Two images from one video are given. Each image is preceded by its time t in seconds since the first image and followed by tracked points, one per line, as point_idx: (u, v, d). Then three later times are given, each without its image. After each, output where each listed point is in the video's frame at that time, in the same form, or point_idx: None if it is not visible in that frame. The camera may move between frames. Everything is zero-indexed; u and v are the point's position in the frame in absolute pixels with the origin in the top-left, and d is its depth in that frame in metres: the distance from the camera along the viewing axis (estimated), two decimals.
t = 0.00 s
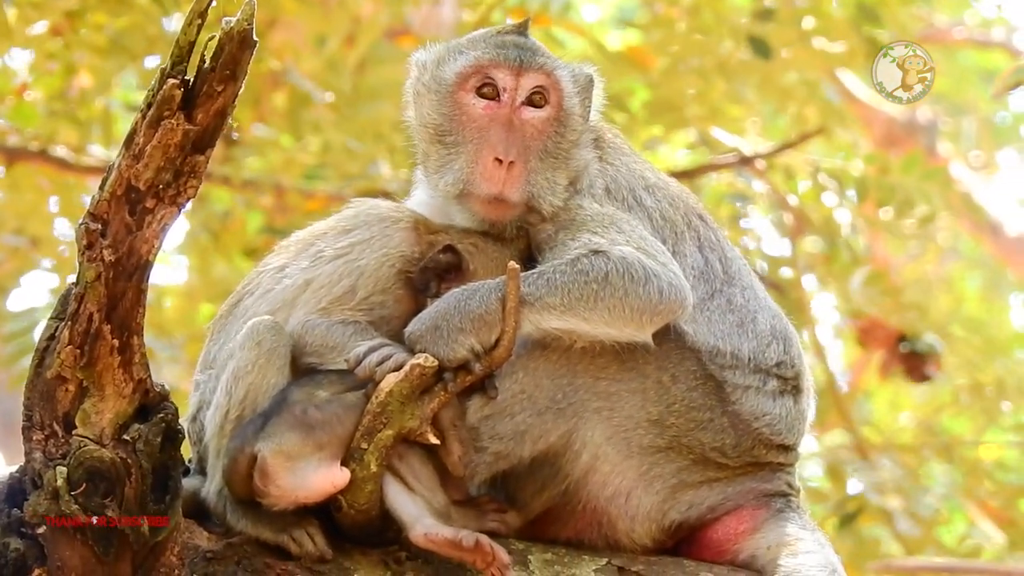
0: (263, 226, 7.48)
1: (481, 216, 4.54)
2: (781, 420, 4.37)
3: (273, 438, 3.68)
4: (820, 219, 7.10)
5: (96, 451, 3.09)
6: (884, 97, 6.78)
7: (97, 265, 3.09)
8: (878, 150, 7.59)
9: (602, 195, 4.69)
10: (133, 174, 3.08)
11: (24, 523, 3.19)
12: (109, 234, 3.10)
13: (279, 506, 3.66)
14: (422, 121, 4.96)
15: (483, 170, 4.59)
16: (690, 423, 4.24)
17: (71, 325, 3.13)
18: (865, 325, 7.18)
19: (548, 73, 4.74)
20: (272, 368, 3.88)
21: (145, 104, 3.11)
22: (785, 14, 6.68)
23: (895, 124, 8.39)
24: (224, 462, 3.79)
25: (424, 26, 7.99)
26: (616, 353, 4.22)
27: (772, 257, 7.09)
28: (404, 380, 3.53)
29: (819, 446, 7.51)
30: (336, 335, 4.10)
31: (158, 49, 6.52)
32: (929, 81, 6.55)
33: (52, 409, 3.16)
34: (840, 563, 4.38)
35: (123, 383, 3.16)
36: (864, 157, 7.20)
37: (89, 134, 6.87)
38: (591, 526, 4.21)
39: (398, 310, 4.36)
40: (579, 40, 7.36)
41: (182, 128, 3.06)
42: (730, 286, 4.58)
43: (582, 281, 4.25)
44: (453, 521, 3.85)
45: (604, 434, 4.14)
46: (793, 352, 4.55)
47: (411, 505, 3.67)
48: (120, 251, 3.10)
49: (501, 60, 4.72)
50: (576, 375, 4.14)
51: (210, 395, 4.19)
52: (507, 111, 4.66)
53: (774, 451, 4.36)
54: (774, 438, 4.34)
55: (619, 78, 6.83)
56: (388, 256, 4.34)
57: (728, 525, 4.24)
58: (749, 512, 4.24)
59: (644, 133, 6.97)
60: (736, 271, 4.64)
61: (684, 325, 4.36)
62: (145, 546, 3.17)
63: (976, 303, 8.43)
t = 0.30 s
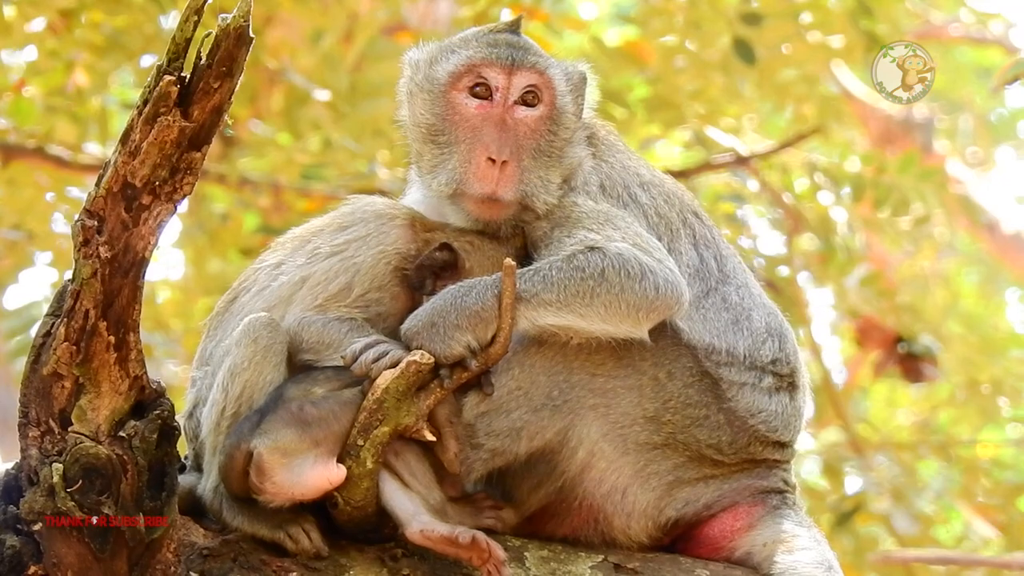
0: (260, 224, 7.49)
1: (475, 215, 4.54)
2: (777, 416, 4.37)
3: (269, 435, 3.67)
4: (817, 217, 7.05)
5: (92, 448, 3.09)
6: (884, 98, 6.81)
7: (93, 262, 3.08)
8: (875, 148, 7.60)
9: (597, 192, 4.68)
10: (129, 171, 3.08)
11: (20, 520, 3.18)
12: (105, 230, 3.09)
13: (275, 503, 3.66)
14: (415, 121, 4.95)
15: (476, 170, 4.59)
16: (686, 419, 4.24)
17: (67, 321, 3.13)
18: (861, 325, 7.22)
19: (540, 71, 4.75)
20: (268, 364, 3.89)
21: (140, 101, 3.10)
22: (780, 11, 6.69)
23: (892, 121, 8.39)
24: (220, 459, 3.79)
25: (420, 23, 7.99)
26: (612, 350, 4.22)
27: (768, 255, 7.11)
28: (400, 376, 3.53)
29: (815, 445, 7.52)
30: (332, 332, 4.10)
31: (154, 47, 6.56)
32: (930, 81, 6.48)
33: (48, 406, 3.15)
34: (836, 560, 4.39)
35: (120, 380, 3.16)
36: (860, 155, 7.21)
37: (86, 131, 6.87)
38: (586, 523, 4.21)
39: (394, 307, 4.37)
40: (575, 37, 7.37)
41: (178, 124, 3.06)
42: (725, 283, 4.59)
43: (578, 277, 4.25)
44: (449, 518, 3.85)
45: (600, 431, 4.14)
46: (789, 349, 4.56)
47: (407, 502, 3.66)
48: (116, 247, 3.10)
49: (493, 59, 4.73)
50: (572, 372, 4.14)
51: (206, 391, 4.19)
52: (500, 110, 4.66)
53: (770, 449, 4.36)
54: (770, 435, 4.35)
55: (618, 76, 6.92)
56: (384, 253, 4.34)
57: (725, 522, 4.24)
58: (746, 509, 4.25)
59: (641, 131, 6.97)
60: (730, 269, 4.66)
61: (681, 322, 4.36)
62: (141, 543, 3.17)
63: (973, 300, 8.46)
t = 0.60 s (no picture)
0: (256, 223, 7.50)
1: (466, 218, 4.51)
2: (773, 414, 4.38)
3: (265, 433, 3.66)
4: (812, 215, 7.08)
5: (88, 446, 3.08)
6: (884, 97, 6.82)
7: (89, 260, 3.09)
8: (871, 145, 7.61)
9: (592, 191, 4.67)
10: (125, 169, 3.08)
11: (17, 518, 3.20)
12: (101, 228, 3.10)
13: (271, 501, 3.66)
14: (406, 124, 4.91)
15: (466, 173, 4.56)
16: (683, 418, 4.24)
17: (63, 320, 3.13)
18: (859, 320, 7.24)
19: (529, 74, 4.71)
20: (264, 363, 3.89)
21: (136, 100, 3.10)
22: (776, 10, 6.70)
23: (888, 119, 8.40)
24: (216, 457, 3.78)
25: (417, 21, 8.00)
26: (609, 348, 4.21)
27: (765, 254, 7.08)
28: (396, 374, 3.53)
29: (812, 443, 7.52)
30: (328, 330, 4.10)
31: (150, 46, 6.56)
32: (929, 81, 6.56)
33: (44, 404, 3.16)
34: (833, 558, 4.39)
35: (116, 378, 3.16)
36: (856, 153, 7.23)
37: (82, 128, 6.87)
38: (583, 521, 4.20)
39: (390, 306, 4.37)
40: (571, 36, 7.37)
41: (174, 123, 3.06)
42: (721, 282, 4.59)
43: (574, 275, 4.24)
44: (445, 516, 3.86)
45: (597, 429, 4.14)
46: (784, 347, 4.56)
47: (403, 500, 3.67)
48: (112, 246, 3.10)
49: (481, 62, 4.68)
50: (568, 370, 4.14)
51: (202, 390, 4.20)
52: (490, 113, 4.63)
53: (766, 446, 4.37)
54: (766, 433, 4.36)
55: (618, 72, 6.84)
56: (380, 252, 4.35)
57: (721, 519, 4.25)
58: (742, 507, 4.25)
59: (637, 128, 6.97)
60: (726, 267, 4.66)
61: (677, 320, 4.35)
62: (138, 541, 3.16)
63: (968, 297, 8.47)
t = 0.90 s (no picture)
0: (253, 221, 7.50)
1: (458, 223, 4.52)
2: (770, 415, 4.38)
3: (262, 433, 3.66)
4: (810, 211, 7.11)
5: (85, 446, 3.08)
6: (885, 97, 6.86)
7: (86, 260, 3.08)
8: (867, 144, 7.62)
9: (588, 191, 4.67)
10: (122, 170, 3.08)
11: (13, 518, 3.22)
12: (98, 229, 3.10)
13: (268, 501, 3.66)
14: (397, 128, 4.91)
15: (456, 177, 4.56)
16: (680, 418, 4.24)
17: (60, 320, 3.13)
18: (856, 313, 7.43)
19: (519, 77, 4.69)
20: (261, 363, 3.89)
21: (134, 100, 3.10)
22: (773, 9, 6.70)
23: (884, 119, 8.40)
24: (214, 458, 3.78)
25: (413, 20, 7.99)
26: (606, 348, 4.21)
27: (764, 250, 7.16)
28: (393, 374, 3.54)
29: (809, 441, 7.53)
30: (326, 330, 4.11)
31: (148, 44, 6.48)
32: (929, 80, 6.53)
33: (41, 404, 3.16)
34: (830, 558, 4.40)
35: (113, 378, 3.17)
36: (852, 152, 7.23)
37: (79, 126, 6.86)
38: (580, 521, 4.21)
39: (387, 306, 4.37)
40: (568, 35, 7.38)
41: (171, 123, 3.06)
42: (718, 282, 4.59)
43: (571, 275, 4.25)
44: (442, 517, 3.85)
45: (594, 429, 4.15)
46: (781, 347, 4.56)
47: (400, 500, 3.67)
48: (109, 246, 3.10)
49: (469, 67, 4.68)
50: (565, 370, 4.14)
51: (199, 390, 4.20)
52: (479, 117, 4.63)
53: (763, 446, 4.37)
54: (763, 433, 4.36)
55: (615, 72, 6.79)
56: (377, 252, 4.35)
57: (718, 519, 4.25)
58: (738, 507, 4.26)
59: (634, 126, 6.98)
60: (723, 267, 4.67)
61: (673, 319, 4.35)
62: (134, 541, 3.16)
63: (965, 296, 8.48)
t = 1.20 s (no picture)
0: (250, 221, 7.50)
1: (449, 225, 4.48)
2: (767, 414, 4.38)
3: (258, 433, 3.66)
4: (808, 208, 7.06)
5: (81, 446, 3.07)
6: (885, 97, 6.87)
7: (83, 260, 3.09)
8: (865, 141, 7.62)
9: (584, 191, 4.66)
10: (119, 170, 3.08)
11: (9, 519, 3.19)
12: (95, 229, 3.10)
13: (265, 501, 3.66)
14: (388, 131, 4.86)
15: (444, 180, 4.51)
16: (677, 418, 4.24)
17: (57, 320, 3.13)
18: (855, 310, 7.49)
19: (507, 78, 4.65)
20: (258, 363, 3.89)
21: (130, 100, 3.10)
22: (770, 9, 6.70)
23: (881, 118, 8.41)
24: (210, 458, 3.78)
25: (410, 20, 8.01)
26: (603, 348, 4.21)
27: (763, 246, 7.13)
28: (389, 374, 3.54)
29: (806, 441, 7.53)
30: (322, 331, 4.11)
31: (144, 42, 6.60)
32: (928, 81, 6.54)
33: (38, 405, 3.16)
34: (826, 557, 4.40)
35: (109, 378, 3.17)
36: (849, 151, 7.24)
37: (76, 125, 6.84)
38: (577, 522, 4.21)
39: (384, 307, 4.37)
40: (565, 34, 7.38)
41: (168, 123, 3.06)
42: (714, 282, 4.59)
43: (568, 275, 4.24)
44: (439, 517, 3.86)
45: (590, 429, 4.15)
46: (778, 347, 4.56)
47: (397, 500, 3.65)
48: (106, 246, 3.10)
49: (457, 68, 4.63)
50: (562, 370, 4.14)
51: (196, 390, 4.20)
52: (468, 118, 4.58)
53: (761, 446, 4.37)
54: (760, 432, 4.36)
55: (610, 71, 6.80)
56: (374, 252, 4.36)
57: (715, 519, 4.25)
58: (735, 507, 4.26)
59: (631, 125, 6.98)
60: (719, 267, 4.67)
61: (670, 319, 4.35)
62: (131, 542, 3.15)
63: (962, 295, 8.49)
